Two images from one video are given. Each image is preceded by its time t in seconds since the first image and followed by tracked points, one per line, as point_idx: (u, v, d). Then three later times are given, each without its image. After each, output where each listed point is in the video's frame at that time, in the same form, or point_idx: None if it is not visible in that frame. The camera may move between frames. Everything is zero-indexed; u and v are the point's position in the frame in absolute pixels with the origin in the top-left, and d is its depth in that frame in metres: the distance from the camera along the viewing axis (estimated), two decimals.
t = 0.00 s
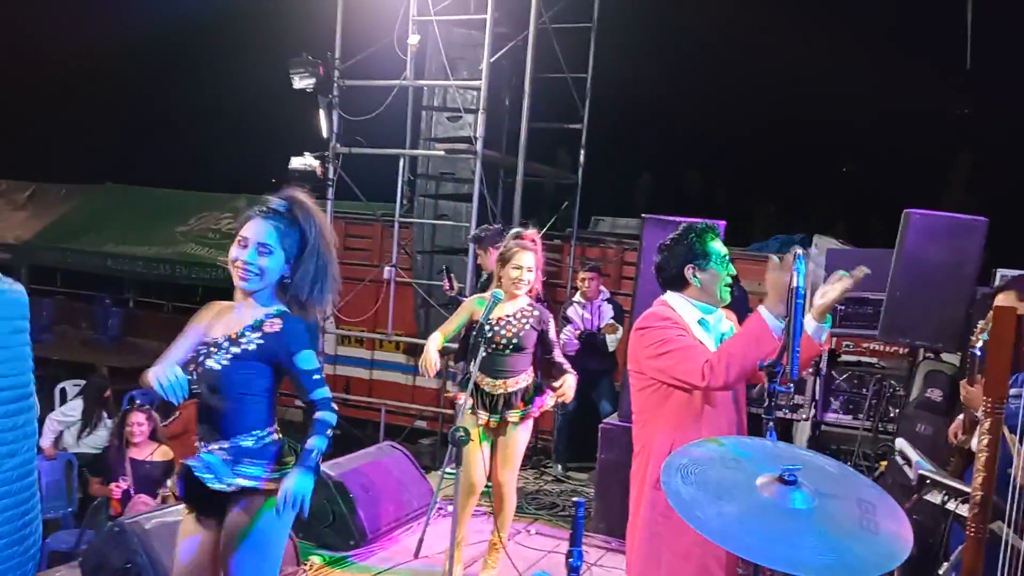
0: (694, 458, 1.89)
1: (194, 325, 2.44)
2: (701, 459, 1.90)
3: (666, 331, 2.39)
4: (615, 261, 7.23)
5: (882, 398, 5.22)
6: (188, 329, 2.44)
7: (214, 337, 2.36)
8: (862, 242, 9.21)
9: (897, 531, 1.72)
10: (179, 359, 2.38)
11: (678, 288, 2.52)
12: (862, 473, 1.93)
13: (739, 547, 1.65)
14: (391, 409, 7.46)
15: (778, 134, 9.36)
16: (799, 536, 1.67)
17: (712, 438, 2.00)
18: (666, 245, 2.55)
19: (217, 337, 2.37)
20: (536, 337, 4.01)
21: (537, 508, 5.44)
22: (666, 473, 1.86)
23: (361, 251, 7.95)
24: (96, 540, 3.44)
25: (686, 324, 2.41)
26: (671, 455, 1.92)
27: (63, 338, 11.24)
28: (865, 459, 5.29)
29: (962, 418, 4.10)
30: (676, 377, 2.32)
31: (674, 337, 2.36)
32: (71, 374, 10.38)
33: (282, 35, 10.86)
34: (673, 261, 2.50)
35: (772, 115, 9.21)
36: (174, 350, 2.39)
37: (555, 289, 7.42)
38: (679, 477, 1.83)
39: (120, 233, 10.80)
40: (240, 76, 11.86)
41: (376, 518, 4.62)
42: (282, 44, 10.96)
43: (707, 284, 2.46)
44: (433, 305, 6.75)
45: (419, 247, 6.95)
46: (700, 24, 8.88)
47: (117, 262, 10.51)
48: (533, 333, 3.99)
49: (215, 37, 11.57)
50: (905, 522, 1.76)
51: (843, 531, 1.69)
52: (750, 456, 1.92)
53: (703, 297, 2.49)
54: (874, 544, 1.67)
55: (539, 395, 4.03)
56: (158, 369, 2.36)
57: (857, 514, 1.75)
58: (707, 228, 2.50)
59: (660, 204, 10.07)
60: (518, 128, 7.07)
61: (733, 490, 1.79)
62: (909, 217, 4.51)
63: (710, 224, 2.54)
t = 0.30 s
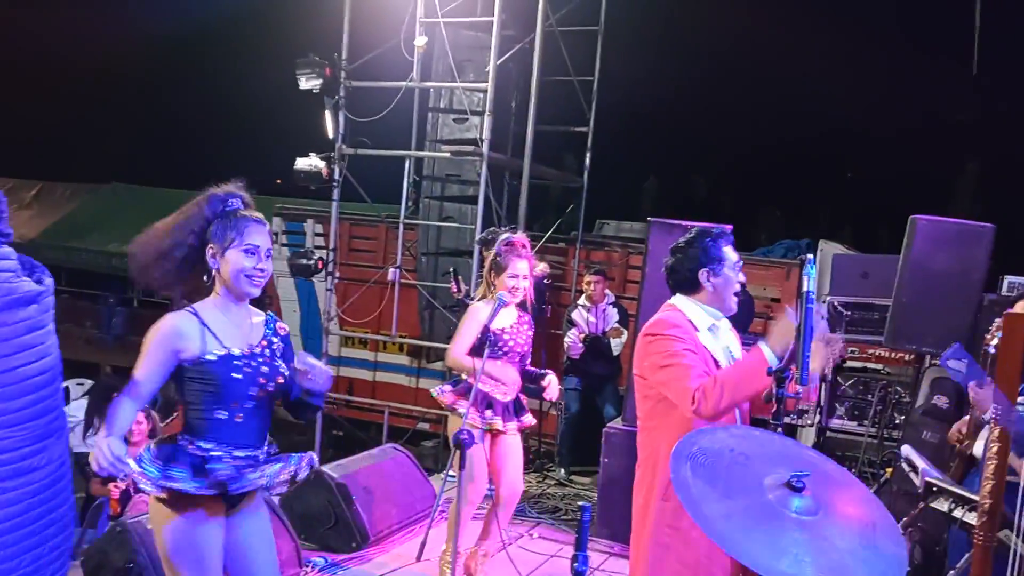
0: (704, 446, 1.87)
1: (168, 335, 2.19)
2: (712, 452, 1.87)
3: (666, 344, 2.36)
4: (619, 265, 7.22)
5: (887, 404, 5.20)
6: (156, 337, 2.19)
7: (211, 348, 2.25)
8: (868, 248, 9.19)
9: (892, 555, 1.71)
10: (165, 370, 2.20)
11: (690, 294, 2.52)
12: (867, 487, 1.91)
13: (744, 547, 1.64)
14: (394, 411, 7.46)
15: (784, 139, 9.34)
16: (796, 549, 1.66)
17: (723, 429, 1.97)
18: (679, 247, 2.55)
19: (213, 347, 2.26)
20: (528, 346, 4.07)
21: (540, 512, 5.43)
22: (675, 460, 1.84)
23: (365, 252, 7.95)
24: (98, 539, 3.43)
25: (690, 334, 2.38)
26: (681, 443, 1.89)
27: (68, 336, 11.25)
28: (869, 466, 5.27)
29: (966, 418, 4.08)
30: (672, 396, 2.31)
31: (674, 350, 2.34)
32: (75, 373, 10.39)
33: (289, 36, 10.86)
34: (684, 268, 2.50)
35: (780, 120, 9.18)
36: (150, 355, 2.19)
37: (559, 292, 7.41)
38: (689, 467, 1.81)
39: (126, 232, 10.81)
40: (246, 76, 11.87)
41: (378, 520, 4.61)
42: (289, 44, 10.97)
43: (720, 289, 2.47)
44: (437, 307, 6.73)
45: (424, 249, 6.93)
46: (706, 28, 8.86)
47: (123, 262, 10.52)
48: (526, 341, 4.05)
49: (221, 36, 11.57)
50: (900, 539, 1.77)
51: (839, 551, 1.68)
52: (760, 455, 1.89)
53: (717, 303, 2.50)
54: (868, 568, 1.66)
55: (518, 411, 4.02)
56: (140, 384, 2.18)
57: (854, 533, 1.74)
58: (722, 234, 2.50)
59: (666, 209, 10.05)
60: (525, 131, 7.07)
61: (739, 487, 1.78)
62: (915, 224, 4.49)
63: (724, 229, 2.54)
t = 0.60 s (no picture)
0: (699, 457, 1.87)
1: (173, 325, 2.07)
2: (708, 460, 1.87)
3: (689, 346, 2.28)
4: (620, 264, 7.21)
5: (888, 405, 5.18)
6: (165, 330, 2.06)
7: (222, 337, 2.14)
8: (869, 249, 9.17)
9: (900, 546, 1.69)
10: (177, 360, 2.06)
11: (720, 294, 2.45)
12: (863, 486, 1.91)
13: (747, 549, 1.62)
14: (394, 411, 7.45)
15: (785, 140, 9.31)
16: (804, 544, 1.64)
17: (715, 440, 1.97)
18: (717, 241, 2.46)
19: (227, 338, 2.14)
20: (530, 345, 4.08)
21: (540, 512, 5.42)
22: (673, 470, 1.83)
23: (366, 252, 7.94)
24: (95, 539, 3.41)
25: (715, 339, 2.30)
26: (677, 454, 1.89)
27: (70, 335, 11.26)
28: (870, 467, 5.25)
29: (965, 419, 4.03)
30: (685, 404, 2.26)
31: (698, 355, 2.25)
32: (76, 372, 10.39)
33: (290, 35, 10.85)
34: (715, 269, 2.43)
35: (782, 120, 9.14)
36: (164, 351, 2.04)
37: (560, 292, 7.40)
38: (686, 476, 1.80)
39: (127, 231, 10.80)
40: (247, 75, 11.86)
41: (378, 520, 4.60)
42: (289, 43, 10.94)
43: (748, 295, 2.41)
44: (437, 307, 6.71)
45: (424, 248, 6.92)
46: (708, 28, 8.83)
47: (124, 261, 10.52)
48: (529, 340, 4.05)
49: (222, 35, 11.55)
50: (905, 534, 1.74)
51: (847, 543, 1.67)
52: (757, 459, 1.89)
53: (743, 308, 2.45)
54: (878, 559, 1.64)
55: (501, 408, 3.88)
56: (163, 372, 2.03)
57: (860, 527, 1.73)
58: (754, 238, 2.45)
59: (667, 209, 10.03)
60: (525, 130, 7.07)
61: (740, 489, 1.77)
62: (917, 225, 4.49)
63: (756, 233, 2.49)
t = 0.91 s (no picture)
0: (696, 445, 1.87)
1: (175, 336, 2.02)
2: (703, 449, 1.87)
3: (692, 350, 2.26)
4: (615, 263, 7.20)
5: (883, 403, 5.18)
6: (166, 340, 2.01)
7: (233, 350, 2.11)
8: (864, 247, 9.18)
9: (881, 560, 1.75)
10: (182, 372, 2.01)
11: (740, 296, 2.42)
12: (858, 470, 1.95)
13: (727, 562, 1.69)
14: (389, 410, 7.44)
15: (781, 138, 9.31)
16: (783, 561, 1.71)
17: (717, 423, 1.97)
18: (742, 242, 2.43)
19: (237, 350, 2.12)
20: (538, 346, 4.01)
21: (535, 512, 5.41)
22: (666, 462, 1.84)
23: (360, 251, 7.92)
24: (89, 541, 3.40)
25: (723, 344, 2.27)
26: (673, 437, 1.89)
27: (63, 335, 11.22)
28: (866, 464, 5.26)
29: (961, 423, 4.06)
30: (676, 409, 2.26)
31: (697, 362, 2.24)
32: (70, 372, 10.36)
33: (284, 34, 10.81)
34: (733, 273, 2.40)
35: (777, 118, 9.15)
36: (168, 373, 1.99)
37: (555, 291, 7.40)
38: (679, 473, 1.82)
39: (120, 231, 10.76)
40: (240, 73, 11.80)
41: (373, 520, 4.59)
42: (283, 41, 10.89)
43: (765, 301, 2.40)
44: (432, 306, 6.69)
45: (419, 247, 6.91)
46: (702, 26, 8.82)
47: (117, 261, 10.45)
48: (536, 342, 3.98)
49: (215, 32, 11.49)
50: (888, 538, 1.80)
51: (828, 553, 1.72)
52: (755, 442, 1.90)
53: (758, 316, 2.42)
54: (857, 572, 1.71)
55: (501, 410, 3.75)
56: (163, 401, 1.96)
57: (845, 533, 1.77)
58: (775, 243, 2.42)
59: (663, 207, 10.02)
60: (519, 128, 7.06)
61: (728, 494, 1.81)
62: (910, 222, 4.48)
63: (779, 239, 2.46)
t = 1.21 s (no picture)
0: (681, 457, 1.87)
1: (231, 354, 2.02)
2: (690, 461, 1.87)
3: (670, 347, 2.30)
4: (608, 259, 7.20)
5: (876, 396, 5.20)
6: (213, 357, 2.01)
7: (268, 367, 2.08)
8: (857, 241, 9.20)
9: (885, 538, 1.70)
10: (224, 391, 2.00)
11: (723, 291, 2.43)
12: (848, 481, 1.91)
13: (730, 548, 1.62)
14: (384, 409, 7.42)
15: (773, 133, 9.31)
16: (788, 540, 1.64)
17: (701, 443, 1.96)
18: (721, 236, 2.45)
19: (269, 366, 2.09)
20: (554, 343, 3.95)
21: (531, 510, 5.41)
22: (654, 473, 1.83)
23: (353, 251, 7.90)
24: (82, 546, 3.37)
25: (699, 337, 2.29)
26: (659, 457, 1.88)
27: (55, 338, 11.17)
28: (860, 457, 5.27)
29: (954, 418, 4.06)
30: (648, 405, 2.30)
31: (667, 358, 2.27)
32: (63, 376, 10.31)
33: (274, 34, 10.78)
34: (714, 267, 2.43)
35: (769, 113, 9.16)
36: (212, 387, 1.98)
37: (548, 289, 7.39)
38: (669, 477, 1.80)
39: (111, 234, 10.71)
40: (230, 73, 11.75)
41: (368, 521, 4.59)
42: (273, 40, 10.84)
43: (748, 291, 2.39)
44: (425, 305, 6.68)
45: (411, 247, 6.89)
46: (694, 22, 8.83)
47: (109, 263, 10.41)
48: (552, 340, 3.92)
49: (204, 31, 11.43)
50: (888, 523, 1.76)
51: (831, 537, 1.67)
52: (742, 457, 1.89)
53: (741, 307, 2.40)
54: (863, 550, 1.65)
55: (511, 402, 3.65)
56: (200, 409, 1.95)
57: (845, 520, 1.72)
58: (757, 233, 2.41)
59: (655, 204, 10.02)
60: (511, 126, 7.05)
61: (722, 490, 1.77)
62: (903, 216, 4.51)
63: (764, 230, 2.44)
